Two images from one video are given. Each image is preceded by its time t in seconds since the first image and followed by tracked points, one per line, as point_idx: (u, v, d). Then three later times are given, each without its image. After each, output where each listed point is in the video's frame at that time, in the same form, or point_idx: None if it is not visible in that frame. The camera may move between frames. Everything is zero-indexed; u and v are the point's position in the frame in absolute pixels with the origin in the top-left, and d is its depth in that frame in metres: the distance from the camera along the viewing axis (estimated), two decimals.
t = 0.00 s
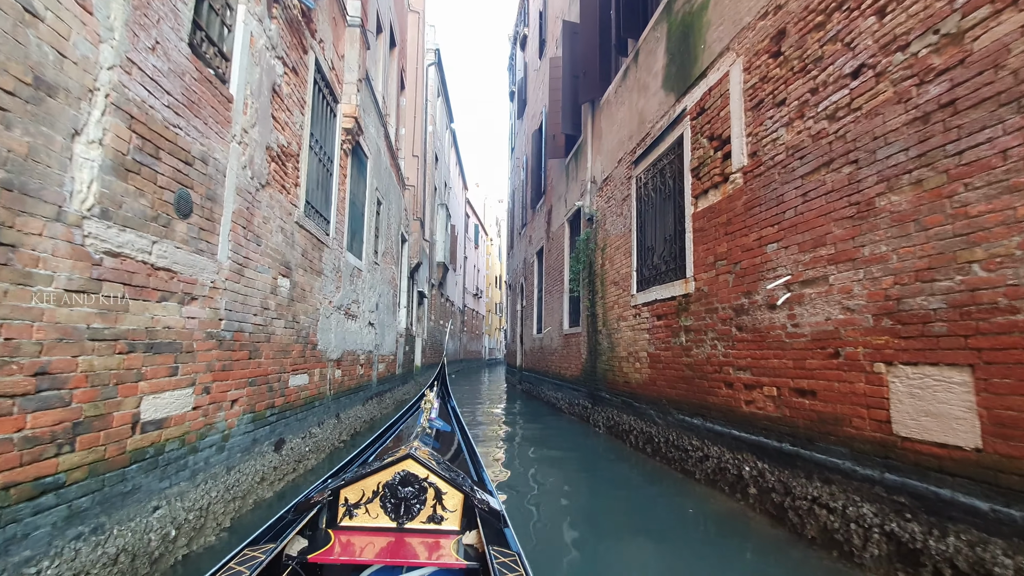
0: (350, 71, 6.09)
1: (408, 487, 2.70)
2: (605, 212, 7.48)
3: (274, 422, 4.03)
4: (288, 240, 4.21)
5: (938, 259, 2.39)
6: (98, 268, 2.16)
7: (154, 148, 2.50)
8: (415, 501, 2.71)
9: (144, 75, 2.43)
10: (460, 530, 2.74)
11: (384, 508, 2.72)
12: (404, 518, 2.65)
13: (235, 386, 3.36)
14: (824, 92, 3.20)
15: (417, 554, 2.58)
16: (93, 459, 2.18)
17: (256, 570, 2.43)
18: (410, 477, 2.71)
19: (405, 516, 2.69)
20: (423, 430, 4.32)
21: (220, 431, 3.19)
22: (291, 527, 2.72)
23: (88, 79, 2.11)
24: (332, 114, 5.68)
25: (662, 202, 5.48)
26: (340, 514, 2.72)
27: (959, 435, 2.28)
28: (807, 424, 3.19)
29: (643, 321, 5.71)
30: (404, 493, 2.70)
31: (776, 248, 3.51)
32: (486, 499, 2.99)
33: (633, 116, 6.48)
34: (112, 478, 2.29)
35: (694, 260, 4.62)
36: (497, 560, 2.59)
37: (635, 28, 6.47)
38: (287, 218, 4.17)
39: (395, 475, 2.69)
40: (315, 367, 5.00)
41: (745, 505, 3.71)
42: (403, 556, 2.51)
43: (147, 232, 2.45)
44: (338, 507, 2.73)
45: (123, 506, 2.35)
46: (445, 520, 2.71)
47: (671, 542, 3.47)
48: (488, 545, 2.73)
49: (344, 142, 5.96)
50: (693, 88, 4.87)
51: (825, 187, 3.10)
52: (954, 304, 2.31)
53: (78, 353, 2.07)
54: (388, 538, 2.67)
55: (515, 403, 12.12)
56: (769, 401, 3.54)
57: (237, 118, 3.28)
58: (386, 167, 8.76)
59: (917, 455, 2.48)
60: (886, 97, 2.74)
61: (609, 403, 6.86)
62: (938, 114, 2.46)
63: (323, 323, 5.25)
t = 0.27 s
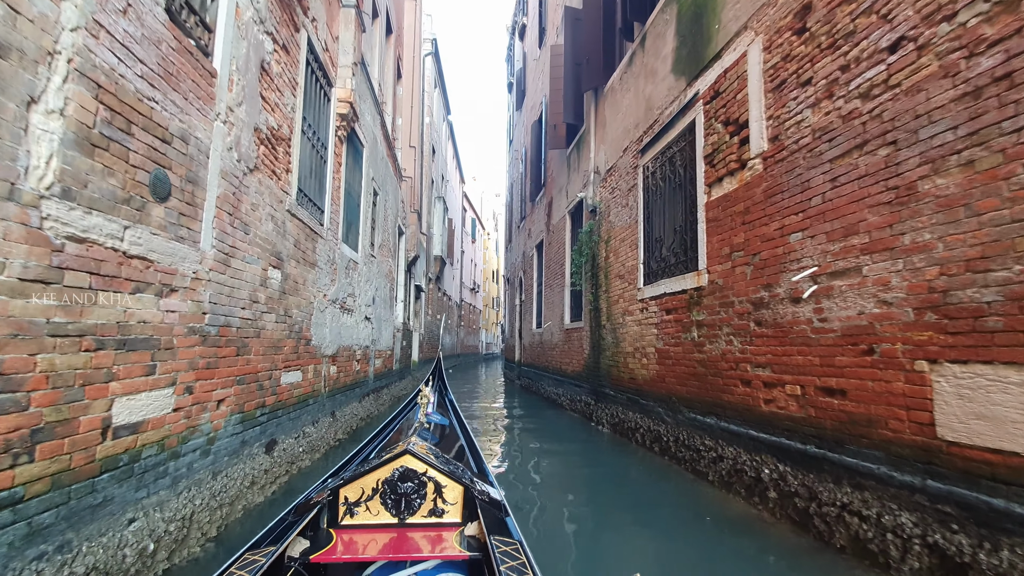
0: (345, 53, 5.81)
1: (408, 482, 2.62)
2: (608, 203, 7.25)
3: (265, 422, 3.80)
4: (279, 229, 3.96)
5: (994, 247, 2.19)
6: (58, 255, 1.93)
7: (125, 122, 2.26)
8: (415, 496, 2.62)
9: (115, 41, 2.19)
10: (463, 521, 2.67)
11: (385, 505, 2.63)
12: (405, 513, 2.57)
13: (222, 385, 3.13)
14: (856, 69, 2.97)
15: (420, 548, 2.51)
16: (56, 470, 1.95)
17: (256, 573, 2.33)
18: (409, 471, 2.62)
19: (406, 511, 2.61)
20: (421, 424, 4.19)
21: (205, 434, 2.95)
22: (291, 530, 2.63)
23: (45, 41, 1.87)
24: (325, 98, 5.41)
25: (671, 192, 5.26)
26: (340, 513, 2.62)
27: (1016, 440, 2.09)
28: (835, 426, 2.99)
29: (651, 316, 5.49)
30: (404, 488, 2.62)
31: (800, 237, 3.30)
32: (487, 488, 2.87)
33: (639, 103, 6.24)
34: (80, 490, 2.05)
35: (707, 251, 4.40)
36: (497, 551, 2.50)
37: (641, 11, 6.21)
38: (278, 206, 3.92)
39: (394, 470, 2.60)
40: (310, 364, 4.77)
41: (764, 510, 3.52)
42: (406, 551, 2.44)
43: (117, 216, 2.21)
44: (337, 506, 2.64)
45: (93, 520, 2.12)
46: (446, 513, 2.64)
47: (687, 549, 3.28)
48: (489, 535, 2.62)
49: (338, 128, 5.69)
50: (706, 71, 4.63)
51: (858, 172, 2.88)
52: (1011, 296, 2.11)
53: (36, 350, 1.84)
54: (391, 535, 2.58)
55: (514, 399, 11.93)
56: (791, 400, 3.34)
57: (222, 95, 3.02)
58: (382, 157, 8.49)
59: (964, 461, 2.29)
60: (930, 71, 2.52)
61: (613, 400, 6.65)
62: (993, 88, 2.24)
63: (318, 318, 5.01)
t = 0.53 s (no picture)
0: (341, 39, 5.57)
1: (410, 479, 2.60)
2: (612, 197, 7.04)
3: (257, 425, 3.59)
4: (272, 221, 3.74)
5: None
6: (19, 244, 1.72)
7: (98, 97, 2.04)
8: (417, 493, 2.61)
9: (88, 7, 1.97)
10: (466, 515, 2.70)
11: (387, 502, 2.61)
12: (408, 511, 2.57)
13: (210, 387, 2.91)
14: (890, 50, 2.78)
15: (425, 544, 2.54)
16: (20, 484, 1.75)
17: None
18: (410, 468, 2.60)
19: (409, 508, 2.61)
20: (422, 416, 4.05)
21: (190, 440, 2.74)
22: (292, 532, 2.59)
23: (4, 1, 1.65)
24: (321, 85, 5.17)
25: (680, 184, 5.06)
26: (342, 512, 2.59)
27: None
28: (864, 430, 2.81)
29: (658, 313, 5.30)
30: (405, 485, 2.60)
31: (826, 230, 3.11)
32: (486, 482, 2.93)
33: (646, 93, 6.04)
34: (47, 505, 1.85)
35: (721, 246, 4.21)
36: (502, 540, 2.56)
37: None
38: (270, 196, 3.70)
39: (395, 468, 2.56)
40: (304, 362, 4.55)
41: (784, 517, 3.33)
42: (412, 548, 2.47)
43: (88, 202, 2.00)
44: (339, 506, 2.60)
45: (63, 538, 1.92)
46: (449, 507, 2.67)
47: (703, 558, 3.10)
48: (494, 526, 2.67)
49: (334, 117, 5.45)
50: (719, 57, 4.43)
51: (893, 159, 2.69)
52: None
53: None
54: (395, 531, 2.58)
55: (512, 397, 11.74)
56: (814, 402, 3.16)
57: (208, 74, 2.81)
58: (380, 149, 8.25)
59: (1013, 470, 2.11)
60: (977, 50, 2.33)
61: (617, 399, 6.46)
62: None
63: (313, 316, 4.78)
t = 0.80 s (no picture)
0: (337, 24, 5.33)
1: (413, 474, 2.69)
2: (617, 191, 6.84)
3: (249, 428, 3.38)
4: (265, 211, 3.52)
5: None
6: None
7: (68, 67, 1.83)
8: (421, 488, 2.69)
9: None
10: (470, 508, 2.77)
11: (390, 498, 2.68)
12: (413, 505, 2.64)
13: (197, 389, 2.71)
14: (930, 28, 2.60)
15: (430, 538, 2.60)
16: None
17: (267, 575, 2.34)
18: (413, 464, 2.68)
19: (413, 503, 2.68)
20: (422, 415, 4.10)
21: (175, 446, 2.54)
22: (298, 530, 2.65)
23: None
24: (316, 71, 4.94)
25: (691, 176, 4.87)
26: (347, 510, 2.66)
27: None
28: (899, 434, 2.64)
29: (667, 310, 5.12)
30: (409, 480, 2.69)
31: (855, 222, 2.92)
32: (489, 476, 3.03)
33: (653, 83, 5.84)
34: (10, 523, 1.65)
35: (736, 240, 4.02)
36: (507, 532, 2.56)
37: None
38: (263, 185, 3.48)
39: (398, 464, 2.64)
40: (299, 361, 4.35)
41: (806, 524, 3.17)
42: (416, 542, 2.54)
43: (55, 182, 1.80)
44: (344, 503, 2.68)
45: (30, 558, 1.72)
46: (453, 501, 2.74)
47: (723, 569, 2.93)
48: (498, 518, 2.67)
49: (330, 105, 5.22)
50: (734, 42, 4.24)
51: (933, 145, 2.51)
52: None
53: None
54: (400, 527, 2.63)
55: (512, 395, 11.54)
56: (841, 404, 2.99)
57: (195, 50, 2.59)
58: (378, 142, 8.02)
59: None
60: None
61: (623, 398, 6.28)
62: None
63: (308, 312, 4.56)
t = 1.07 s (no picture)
0: (335, 8, 5.11)
1: (414, 471, 2.71)
2: (621, 187, 6.65)
3: (238, 430, 3.18)
4: (257, 200, 3.32)
5: None
6: None
7: (34, 28, 1.64)
8: (422, 484, 2.72)
9: None
10: (471, 505, 2.80)
11: (392, 495, 2.71)
12: (414, 502, 2.67)
13: (180, 389, 2.50)
14: (973, 10, 2.44)
15: (431, 535, 2.63)
16: None
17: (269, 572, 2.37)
18: (414, 460, 2.70)
19: (414, 500, 2.71)
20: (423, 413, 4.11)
21: (155, 451, 2.34)
22: (299, 528, 2.66)
23: None
24: (313, 57, 4.73)
25: (702, 171, 4.70)
26: (348, 507, 2.69)
27: None
28: (933, 444, 2.47)
29: (675, 310, 4.94)
30: (410, 477, 2.72)
31: (885, 217, 2.76)
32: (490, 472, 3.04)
33: (661, 75, 5.67)
34: None
35: (751, 236, 3.85)
36: (507, 528, 2.67)
37: None
38: (256, 172, 3.27)
39: (399, 461, 2.66)
40: (292, 360, 4.14)
41: (827, 536, 3.00)
42: (417, 539, 2.57)
43: (16, 157, 1.60)
44: (345, 500, 2.71)
45: None
46: (454, 498, 2.77)
47: None
48: (498, 515, 2.77)
49: (327, 93, 5.00)
50: (751, 31, 4.06)
51: (976, 134, 2.35)
52: None
53: None
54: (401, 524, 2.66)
55: (509, 395, 11.36)
56: (867, 410, 2.82)
57: (182, 21, 2.39)
58: (376, 135, 7.82)
59: None
60: None
61: (626, 400, 6.10)
62: None
63: (302, 309, 4.35)
